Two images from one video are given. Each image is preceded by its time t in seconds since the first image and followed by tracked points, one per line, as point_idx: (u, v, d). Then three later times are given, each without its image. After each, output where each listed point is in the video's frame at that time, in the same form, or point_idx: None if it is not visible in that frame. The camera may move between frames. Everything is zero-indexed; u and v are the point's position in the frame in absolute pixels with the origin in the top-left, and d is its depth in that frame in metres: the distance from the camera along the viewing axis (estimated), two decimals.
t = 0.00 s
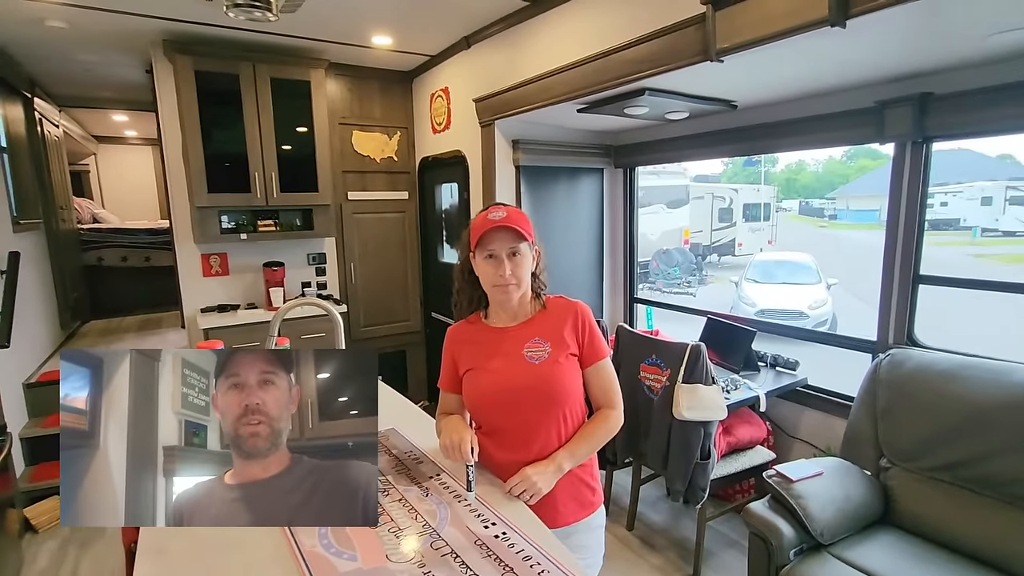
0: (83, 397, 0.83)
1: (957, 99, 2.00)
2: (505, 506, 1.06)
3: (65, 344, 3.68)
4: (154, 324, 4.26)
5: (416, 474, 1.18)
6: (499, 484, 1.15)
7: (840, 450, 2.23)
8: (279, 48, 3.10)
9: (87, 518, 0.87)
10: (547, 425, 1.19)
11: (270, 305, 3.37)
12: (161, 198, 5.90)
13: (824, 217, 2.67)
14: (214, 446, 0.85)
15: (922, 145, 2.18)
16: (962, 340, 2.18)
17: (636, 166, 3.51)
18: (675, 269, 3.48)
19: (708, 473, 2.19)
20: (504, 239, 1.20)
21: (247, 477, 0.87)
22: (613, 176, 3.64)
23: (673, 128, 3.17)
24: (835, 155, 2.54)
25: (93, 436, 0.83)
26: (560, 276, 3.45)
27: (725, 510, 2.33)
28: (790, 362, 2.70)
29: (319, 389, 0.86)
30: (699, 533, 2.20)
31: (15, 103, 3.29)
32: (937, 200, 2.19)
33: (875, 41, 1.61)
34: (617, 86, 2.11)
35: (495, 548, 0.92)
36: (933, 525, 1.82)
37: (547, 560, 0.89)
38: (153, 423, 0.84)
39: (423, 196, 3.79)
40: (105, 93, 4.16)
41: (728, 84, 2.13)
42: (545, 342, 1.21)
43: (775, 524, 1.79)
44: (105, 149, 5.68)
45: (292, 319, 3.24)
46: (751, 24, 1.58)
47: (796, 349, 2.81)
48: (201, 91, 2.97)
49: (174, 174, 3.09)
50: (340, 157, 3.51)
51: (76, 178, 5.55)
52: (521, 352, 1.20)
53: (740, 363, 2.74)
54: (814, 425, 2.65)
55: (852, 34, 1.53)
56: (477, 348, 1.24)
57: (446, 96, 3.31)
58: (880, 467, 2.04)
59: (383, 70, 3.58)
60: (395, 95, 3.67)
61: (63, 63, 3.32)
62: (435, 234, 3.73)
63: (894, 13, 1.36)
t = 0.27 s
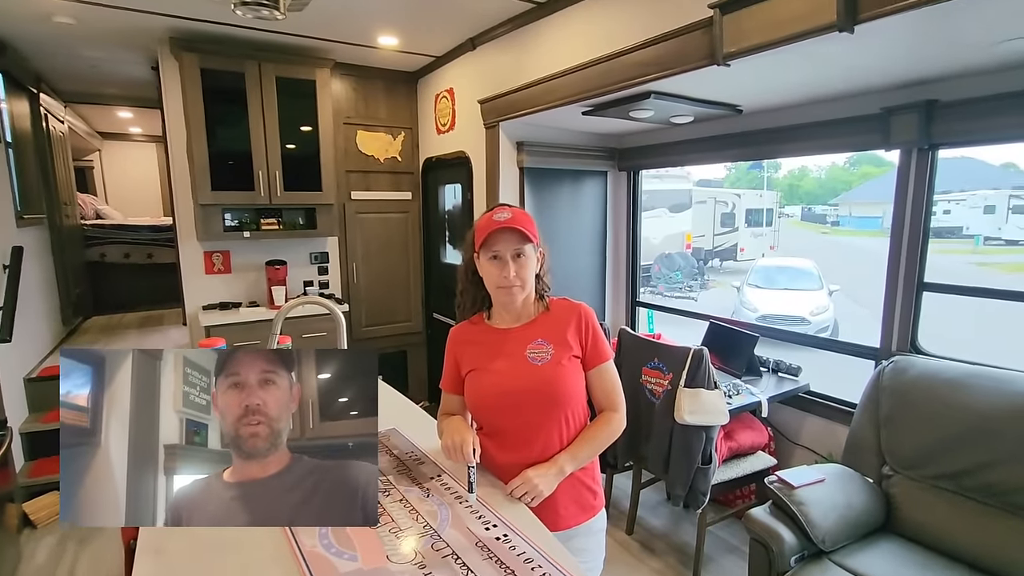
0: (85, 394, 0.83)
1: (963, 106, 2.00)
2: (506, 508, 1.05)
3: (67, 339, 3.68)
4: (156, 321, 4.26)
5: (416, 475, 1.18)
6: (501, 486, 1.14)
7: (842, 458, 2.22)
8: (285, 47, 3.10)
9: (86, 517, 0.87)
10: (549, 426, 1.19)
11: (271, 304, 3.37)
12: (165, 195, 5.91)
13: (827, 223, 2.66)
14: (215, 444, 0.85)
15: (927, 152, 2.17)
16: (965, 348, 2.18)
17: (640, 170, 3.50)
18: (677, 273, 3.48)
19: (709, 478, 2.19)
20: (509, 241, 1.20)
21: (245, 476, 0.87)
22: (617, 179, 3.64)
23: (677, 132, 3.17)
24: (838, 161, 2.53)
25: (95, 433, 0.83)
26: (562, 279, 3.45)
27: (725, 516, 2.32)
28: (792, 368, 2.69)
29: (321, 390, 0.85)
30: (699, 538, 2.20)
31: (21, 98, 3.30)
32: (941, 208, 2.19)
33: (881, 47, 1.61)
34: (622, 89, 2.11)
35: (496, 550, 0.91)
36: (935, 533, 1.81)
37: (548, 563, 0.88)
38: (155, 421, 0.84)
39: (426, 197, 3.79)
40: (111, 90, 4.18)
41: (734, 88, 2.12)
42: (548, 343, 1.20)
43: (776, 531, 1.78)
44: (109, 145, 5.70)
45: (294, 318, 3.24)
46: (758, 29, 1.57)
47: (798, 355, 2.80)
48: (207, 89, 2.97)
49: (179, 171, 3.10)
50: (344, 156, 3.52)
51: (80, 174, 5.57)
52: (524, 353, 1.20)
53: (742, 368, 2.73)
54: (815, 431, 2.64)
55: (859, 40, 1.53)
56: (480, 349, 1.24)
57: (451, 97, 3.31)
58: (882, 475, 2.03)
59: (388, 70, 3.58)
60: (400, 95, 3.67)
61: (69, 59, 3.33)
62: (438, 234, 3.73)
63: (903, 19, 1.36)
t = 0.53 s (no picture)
0: (86, 393, 0.82)
1: (967, 113, 2.00)
2: (506, 511, 1.05)
3: (68, 336, 3.68)
4: (157, 318, 4.26)
5: (417, 476, 1.18)
6: (501, 489, 1.14)
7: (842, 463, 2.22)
8: (290, 47, 3.11)
9: (86, 517, 0.87)
10: (550, 429, 1.19)
11: (273, 303, 3.37)
12: (167, 193, 5.92)
13: (829, 227, 2.66)
14: (215, 445, 0.85)
15: (931, 158, 2.17)
16: (966, 355, 2.17)
17: (642, 173, 3.51)
18: (678, 276, 3.48)
19: (709, 482, 2.18)
20: (512, 243, 1.20)
21: (243, 477, 0.87)
22: (619, 181, 3.64)
23: (680, 135, 3.17)
24: (841, 165, 2.54)
25: (95, 433, 0.83)
26: (564, 281, 3.45)
27: (725, 520, 2.32)
28: (793, 372, 2.69)
29: (322, 391, 0.85)
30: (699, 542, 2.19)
31: (26, 95, 3.30)
32: (943, 214, 2.19)
33: (886, 53, 1.61)
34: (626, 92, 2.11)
35: (496, 553, 0.91)
36: (935, 540, 1.80)
37: (548, 566, 0.88)
38: (156, 421, 0.84)
39: (429, 197, 3.80)
40: (115, 87, 4.18)
41: (738, 92, 2.12)
42: (550, 346, 1.20)
43: (776, 536, 1.78)
44: (113, 143, 5.70)
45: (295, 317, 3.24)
46: (763, 33, 1.58)
47: (799, 359, 2.80)
48: (211, 88, 2.98)
49: (182, 169, 3.10)
50: (347, 156, 3.52)
51: (83, 171, 5.57)
52: (526, 355, 1.20)
53: (743, 372, 2.73)
54: (816, 436, 2.64)
55: (865, 45, 1.53)
56: (482, 351, 1.24)
57: (454, 98, 3.32)
58: (882, 481, 2.02)
59: (392, 71, 3.59)
60: (404, 95, 3.68)
61: (74, 57, 3.33)
62: (440, 235, 3.73)
63: (909, 26, 1.36)
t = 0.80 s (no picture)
0: (85, 392, 0.82)
1: (968, 112, 2.00)
2: (508, 511, 1.05)
3: (70, 338, 3.69)
4: (159, 320, 4.27)
5: (419, 476, 1.18)
6: (503, 489, 1.14)
7: (844, 463, 2.22)
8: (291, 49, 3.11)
9: (86, 516, 0.87)
10: (551, 430, 1.19)
11: (274, 304, 3.37)
12: (169, 195, 5.92)
13: (829, 227, 2.66)
14: (215, 444, 0.85)
15: (932, 157, 2.17)
16: (968, 354, 2.17)
17: (643, 173, 3.51)
18: (679, 276, 3.48)
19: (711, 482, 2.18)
20: (514, 243, 1.20)
21: (242, 476, 0.88)
22: (620, 182, 3.64)
23: (681, 136, 3.17)
24: (842, 165, 2.54)
25: (95, 433, 0.83)
26: (565, 282, 3.45)
27: (727, 520, 2.32)
28: (795, 372, 2.69)
29: (322, 390, 0.85)
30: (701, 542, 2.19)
31: (27, 98, 3.31)
32: (944, 213, 2.19)
33: (886, 52, 1.61)
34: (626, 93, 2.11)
35: (498, 553, 0.91)
36: (938, 540, 1.80)
37: (550, 565, 0.88)
38: (156, 421, 0.84)
39: (430, 198, 3.80)
40: (116, 89, 4.19)
41: (738, 92, 2.13)
42: (551, 346, 1.20)
43: (777, 535, 1.78)
44: (115, 145, 5.72)
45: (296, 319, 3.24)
46: (764, 33, 1.58)
47: (800, 359, 2.79)
48: (213, 89, 2.99)
49: (183, 171, 3.11)
50: (347, 157, 3.52)
51: (85, 173, 5.58)
52: (527, 356, 1.20)
53: (745, 372, 2.72)
54: (818, 436, 2.64)
55: (865, 45, 1.53)
56: (483, 352, 1.24)
57: (455, 99, 3.32)
58: (884, 481, 2.02)
59: (392, 72, 3.59)
60: (405, 97, 3.68)
61: (75, 59, 3.34)
62: (441, 236, 3.73)
63: (909, 25, 1.36)
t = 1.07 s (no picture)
0: (84, 393, 0.83)
1: (971, 112, 1.99)
2: (510, 512, 1.05)
3: (72, 339, 3.69)
4: (161, 320, 4.28)
5: (420, 478, 1.18)
6: (504, 489, 1.14)
7: (846, 464, 2.21)
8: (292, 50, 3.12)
9: (87, 517, 0.87)
10: (553, 431, 1.19)
11: (276, 304, 3.38)
12: (170, 196, 5.93)
13: (831, 227, 2.66)
14: (215, 444, 0.85)
15: (934, 157, 2.16)
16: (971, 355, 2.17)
17: (644, 173, 3.50)
18: (680, 276, 3.47)
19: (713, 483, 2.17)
20: (517, 243, 1.20)
21: (243, 476, 0.87)
22: (621, 182, 3.64)
23: (682, 136, 3.17)
24: (843, 165, 2.53)
25: (94, 433, 0.83)
26: (566, 282, 3.45)
27: (729, 521, 2.31)
28: (797, 372, 2.68)
29: (321, 390, 0.85)
30: (703, 543, 2.18)
31: (29, 99, 3.32)
32: (946, 213, 2.18)
33: (888, 53, 1.61)
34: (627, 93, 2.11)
35: (500, 555, 0.91)
36: (940, 541, 1.79)
37: (552, 568, 0.88)
38: (155, 421, 0.84)
39: (431, 199, 3.80)
40: (118, 90, 4.20)
41: (740, 92, 2.12)
42: (553, 348, 1.20)
43: (779, 536, 1.78)
44: (116, 145, 5.73)
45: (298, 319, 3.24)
46: (765, 34, 1.57)
47: (802, 359, 2.79)
48: (214, 91, 2.99)
49: (185, 172, 3.11)
50: (349, 158, 3.53)
51: (87, 174, 5.60)
52: (529, 358, 1.20)
53: (746, 373, 2.72)
54: (819, 437, 2.63)
55: (867, 45, 1.53)
56: (485, 353, 1.24)
57: (456, 100, 3.32)
58: (887, 482, 2.01)
59: (394, 72, 3.59)
60: (406, 97, 3.68)
61: (77, 61, 3.35)
62: (442, 236, 3.73)
63: (911, 25, 1.36)
